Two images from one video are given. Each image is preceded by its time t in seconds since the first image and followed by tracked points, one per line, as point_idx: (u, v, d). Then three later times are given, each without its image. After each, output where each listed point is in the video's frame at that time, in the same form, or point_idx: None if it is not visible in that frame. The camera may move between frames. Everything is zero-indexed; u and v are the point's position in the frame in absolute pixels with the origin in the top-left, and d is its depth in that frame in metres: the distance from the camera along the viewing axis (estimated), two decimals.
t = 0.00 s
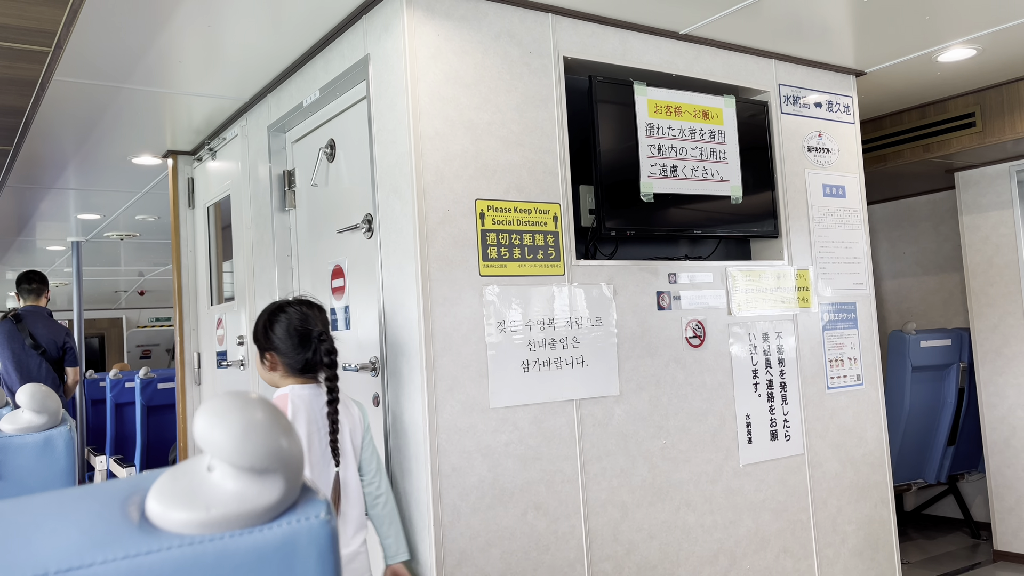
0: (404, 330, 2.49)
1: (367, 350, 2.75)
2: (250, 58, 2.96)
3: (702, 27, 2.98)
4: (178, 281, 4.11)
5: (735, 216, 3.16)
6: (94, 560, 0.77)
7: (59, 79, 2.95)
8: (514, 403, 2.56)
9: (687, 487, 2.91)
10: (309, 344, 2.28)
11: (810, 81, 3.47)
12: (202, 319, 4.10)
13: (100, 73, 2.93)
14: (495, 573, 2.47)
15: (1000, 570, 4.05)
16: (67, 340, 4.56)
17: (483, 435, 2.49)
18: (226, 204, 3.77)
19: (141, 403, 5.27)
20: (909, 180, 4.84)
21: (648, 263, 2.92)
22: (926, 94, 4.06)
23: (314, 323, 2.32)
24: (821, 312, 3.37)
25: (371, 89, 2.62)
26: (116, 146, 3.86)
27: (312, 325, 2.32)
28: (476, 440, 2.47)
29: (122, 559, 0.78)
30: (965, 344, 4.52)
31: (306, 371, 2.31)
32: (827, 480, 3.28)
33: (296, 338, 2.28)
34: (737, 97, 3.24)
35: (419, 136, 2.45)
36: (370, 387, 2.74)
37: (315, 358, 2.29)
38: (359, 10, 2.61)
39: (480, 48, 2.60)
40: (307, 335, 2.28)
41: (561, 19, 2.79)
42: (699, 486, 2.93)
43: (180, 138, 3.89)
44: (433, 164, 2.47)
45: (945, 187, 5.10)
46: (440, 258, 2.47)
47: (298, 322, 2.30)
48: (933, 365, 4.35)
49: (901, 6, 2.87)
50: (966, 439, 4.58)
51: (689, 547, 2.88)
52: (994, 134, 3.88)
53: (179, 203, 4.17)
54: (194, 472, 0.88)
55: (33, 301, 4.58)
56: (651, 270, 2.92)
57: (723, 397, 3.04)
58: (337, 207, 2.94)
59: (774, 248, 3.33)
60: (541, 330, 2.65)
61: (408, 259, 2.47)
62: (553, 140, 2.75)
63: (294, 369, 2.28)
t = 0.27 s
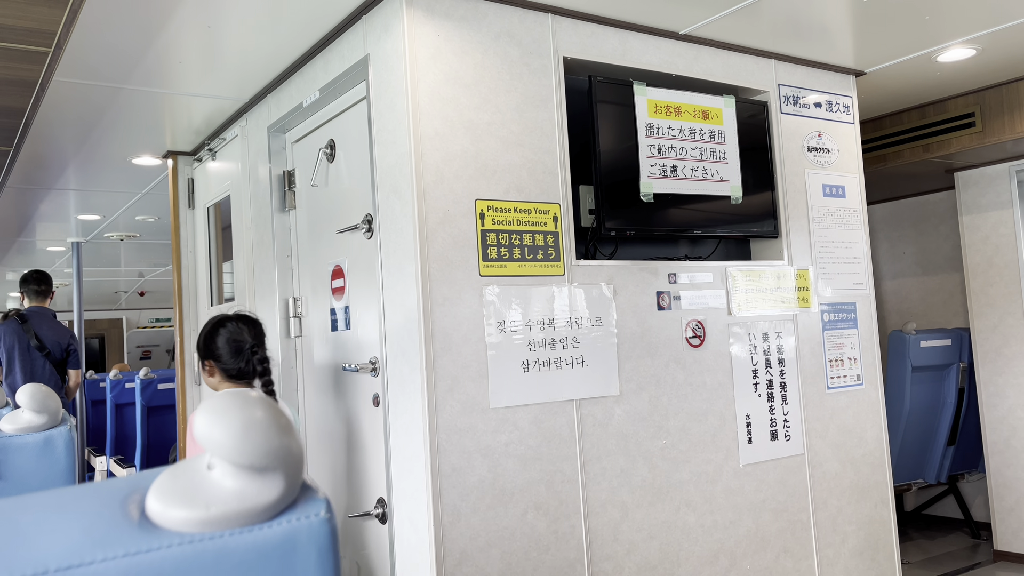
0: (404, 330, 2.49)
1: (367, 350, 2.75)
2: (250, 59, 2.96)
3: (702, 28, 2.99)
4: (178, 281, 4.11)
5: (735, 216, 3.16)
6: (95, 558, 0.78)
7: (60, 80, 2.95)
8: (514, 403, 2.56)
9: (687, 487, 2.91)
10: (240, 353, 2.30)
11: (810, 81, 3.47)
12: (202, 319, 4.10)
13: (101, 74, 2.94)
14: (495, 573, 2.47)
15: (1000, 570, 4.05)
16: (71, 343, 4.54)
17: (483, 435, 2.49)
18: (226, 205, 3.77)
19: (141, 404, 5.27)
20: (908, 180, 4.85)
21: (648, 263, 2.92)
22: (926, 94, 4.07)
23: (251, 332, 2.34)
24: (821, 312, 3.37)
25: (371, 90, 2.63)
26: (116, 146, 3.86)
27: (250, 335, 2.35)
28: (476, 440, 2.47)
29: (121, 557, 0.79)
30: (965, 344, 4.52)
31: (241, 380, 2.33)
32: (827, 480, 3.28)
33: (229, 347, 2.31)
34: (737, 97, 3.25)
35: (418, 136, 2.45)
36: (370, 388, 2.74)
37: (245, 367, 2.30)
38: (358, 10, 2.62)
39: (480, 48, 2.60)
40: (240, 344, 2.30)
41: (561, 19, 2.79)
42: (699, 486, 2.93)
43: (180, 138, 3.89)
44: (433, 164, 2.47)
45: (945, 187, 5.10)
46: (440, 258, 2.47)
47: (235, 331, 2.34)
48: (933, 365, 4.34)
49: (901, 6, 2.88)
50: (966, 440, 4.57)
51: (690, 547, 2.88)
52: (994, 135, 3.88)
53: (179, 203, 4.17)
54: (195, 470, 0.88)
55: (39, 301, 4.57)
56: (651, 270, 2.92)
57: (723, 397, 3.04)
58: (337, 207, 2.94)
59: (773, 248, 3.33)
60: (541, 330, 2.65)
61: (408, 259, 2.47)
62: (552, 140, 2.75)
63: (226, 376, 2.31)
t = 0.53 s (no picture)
0: (404, 331, 2.49)
1: (367, 351, 2.75)
2: (249, 59, 2.95)
3: (702, 28, 2.98)
4: (178, 282, 4.11)
5: (735, 216, 3.16)
6: (93, 561, 0.77)
7: (60, 81, 2.95)
8: (514, 404, 2.56)
9: (687, 488, 2.90)
10: (188, 348, 2.64)
11: (810, 81, 3.47)
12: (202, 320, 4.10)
13: (101, 75, 2.93)
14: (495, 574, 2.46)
15: (1000, 571, 4.04)
16: (76, 344, 4.56)
17: (483, 437, 2.49)
18: (226, 206, 3.76)
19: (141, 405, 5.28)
20: (909, 180, 4.84)
21: (648, 264, 2.92)
22: (926, 95, 4.06)
23: (202, 331, 2.69)
24: (821, 313, 3.37)
25: (371, 90, 2.62)
26: (116, 147, 3.86)
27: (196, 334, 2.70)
28: (476, 441, 2.47)
29: (120, 561, 0.78)
30: (965, 344, 4.51)
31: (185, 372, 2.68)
32: (827, 481, 3.28)
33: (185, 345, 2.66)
34: (737, 98, 3.24)
35: (418, 137, 2.45)
36: (369, 389, 2.74)
37: (190, 361, 2.64)
38: (359, 11, 2.61)
39: (480, 49, 2.60)
40: (188, 340, 2.64)
41: (561, 20, 2.79)
42: (699, 487, 2.93)
43: (181, 139, 3.88)
44: (433, 165, 2.47)
45: (946, 188, 5.10)
46: (440, 259, 2.47)
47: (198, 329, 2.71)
48: (933, 366, 4.34)
49: (902, 6, 2.87)
50: (966, 440, 4.57)
51: (690, 548, 2.88)
52: (995, 135, 3.88)
53: (179, 204, 4.17)
54: (193, 473, 0.88)
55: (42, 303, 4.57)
56: (651, 271, 2.92)
57: (724, 398, 3.04)
58: (337, 208, 2.94)
59: (774, 248, 3.32)
60: (541, 331, 2.65)
61: (408, 260, 2.47)
62: (553, 141, 2.75)
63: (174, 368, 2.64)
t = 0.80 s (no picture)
0: (405, 332, 2.49)
1: (368, 352, 2.75)
2: (250, 60, 2.95)
3: (703, 29, 2.99)
4: (179, 283, 4.12)
5: (737, 217, 3.15)
6: (96, 564, 0.77)
7: (60, 82, 2.95)
8: (515, 405, 2.56)
9: (688, 489, 2.90)
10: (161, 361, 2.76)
11: (811, 82, 3.47)
12: (203, 321, 4.10)
13: (102, 76, 2.93)
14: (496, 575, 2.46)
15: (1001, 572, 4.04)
16: (76, 345, 4.56)
17: (484, 438, 2.49)
18: (227, 207, 3.76)
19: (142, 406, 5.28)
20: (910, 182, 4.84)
21: (649, 266, 2.92)
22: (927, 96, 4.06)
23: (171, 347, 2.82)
24: (822, 314, 3.37)
25: (372, 92, 2.63)
26: (117, 148, 3.86)
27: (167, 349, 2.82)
28: (478, 442, 2.47)
29: (123, 563, 0.78)
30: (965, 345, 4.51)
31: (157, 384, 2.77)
32: (828, 482, 3.28)
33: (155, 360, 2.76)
34: (738, 99, 3.24)
35: (420, 138, 2.45)
36: (370, 390, 2.74)
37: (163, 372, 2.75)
38: (360, 12, 2.62)
39: (481, 50, 2.60)
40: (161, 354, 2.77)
41: (562, 21, 2.79)
42: (700, 488, 2.93)
43: (181, 140, 3.88)
44: (434, 166, 2.47)
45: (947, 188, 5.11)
46: (441, 261, 2.47)
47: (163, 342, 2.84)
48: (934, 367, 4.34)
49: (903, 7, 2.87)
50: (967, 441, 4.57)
51: (691, 550, 2.88)
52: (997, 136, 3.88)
53: (180, 205, 4.17)
54: (196, 476, 0.88)
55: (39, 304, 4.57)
56: (652, 272, 2.92)
57: (725, 399, 3.04)
58: (338, 209, 2.94)
59: (775, 249, 3.32)
60: (542, 332, 2.64)
61: (409, 262, 2.47)
62: (554, 142, 2.75)
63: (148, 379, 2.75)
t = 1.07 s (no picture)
0: (406, 333, 2.50)
1: (369, 353, 2.75)
2: (251, 62, 2.96)
3: (704, 31, 2.99)
4: (180, 284, 4.12)
5: (737, 219, 3.16)
6: (100, 564, 0.77)
7: (61, 83, 2.95)
8: (516, 406, 2.56)
9: (689, 490, 2.90)
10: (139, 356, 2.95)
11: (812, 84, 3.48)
12: (204, 322, 4.10)
13: (103, 77, 2.93)
14: None
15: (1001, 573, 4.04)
16: (66, 343, 4.57)
17: (484, 439, 2.49)
18: (228, 208, 3.77)
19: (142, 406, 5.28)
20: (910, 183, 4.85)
21: (650, 267, 2.92)
22: (928, 97, 4.07)
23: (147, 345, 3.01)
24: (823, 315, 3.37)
25: (373, 93, 2.63)
26: (118, 149, 3.86)
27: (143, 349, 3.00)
28: (479, 443, 2.47)
29: (127, 563, 0.78)
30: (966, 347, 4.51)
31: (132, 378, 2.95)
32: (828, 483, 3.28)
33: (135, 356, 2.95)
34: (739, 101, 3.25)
35: (421, 140, 2.45)
36: (371, 391, 2.75)
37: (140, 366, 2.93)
38: (362, 14, 2.62)
39: (482, 51, 2.60)
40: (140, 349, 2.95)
41: (563, 22, 2.79)
42: (701, 489, 2.93)
43: (182, 141, 3.88)
44: (435, 167, 2.48)
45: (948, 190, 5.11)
46: (442, 262, 2.47)
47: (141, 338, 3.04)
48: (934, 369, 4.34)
49: (903, 8, 2.88)
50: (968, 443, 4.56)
51: (691, 551, 2.88)
52: (1000, 136, 3.88)
53: (181, 206, 4.18)
54: (199, 477, 0.88)
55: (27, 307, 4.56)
56: (653, 273, 2.92)
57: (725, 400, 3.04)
58: (339, 210, 2.94)
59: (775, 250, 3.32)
60: (544, 333, 2.65)
61: (410, 262, 2.47)
62: (555, 143, 2.76)
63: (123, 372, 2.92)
